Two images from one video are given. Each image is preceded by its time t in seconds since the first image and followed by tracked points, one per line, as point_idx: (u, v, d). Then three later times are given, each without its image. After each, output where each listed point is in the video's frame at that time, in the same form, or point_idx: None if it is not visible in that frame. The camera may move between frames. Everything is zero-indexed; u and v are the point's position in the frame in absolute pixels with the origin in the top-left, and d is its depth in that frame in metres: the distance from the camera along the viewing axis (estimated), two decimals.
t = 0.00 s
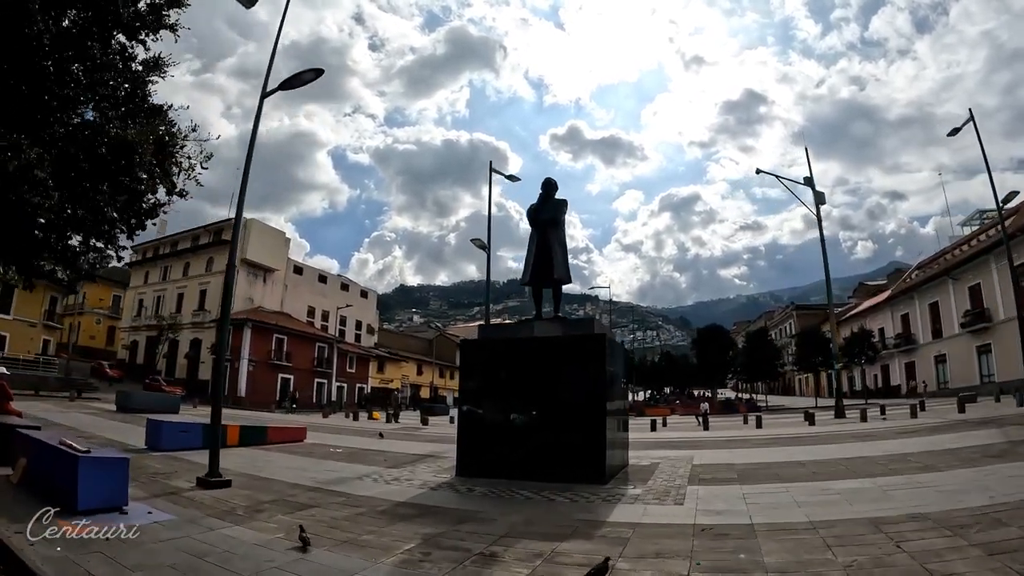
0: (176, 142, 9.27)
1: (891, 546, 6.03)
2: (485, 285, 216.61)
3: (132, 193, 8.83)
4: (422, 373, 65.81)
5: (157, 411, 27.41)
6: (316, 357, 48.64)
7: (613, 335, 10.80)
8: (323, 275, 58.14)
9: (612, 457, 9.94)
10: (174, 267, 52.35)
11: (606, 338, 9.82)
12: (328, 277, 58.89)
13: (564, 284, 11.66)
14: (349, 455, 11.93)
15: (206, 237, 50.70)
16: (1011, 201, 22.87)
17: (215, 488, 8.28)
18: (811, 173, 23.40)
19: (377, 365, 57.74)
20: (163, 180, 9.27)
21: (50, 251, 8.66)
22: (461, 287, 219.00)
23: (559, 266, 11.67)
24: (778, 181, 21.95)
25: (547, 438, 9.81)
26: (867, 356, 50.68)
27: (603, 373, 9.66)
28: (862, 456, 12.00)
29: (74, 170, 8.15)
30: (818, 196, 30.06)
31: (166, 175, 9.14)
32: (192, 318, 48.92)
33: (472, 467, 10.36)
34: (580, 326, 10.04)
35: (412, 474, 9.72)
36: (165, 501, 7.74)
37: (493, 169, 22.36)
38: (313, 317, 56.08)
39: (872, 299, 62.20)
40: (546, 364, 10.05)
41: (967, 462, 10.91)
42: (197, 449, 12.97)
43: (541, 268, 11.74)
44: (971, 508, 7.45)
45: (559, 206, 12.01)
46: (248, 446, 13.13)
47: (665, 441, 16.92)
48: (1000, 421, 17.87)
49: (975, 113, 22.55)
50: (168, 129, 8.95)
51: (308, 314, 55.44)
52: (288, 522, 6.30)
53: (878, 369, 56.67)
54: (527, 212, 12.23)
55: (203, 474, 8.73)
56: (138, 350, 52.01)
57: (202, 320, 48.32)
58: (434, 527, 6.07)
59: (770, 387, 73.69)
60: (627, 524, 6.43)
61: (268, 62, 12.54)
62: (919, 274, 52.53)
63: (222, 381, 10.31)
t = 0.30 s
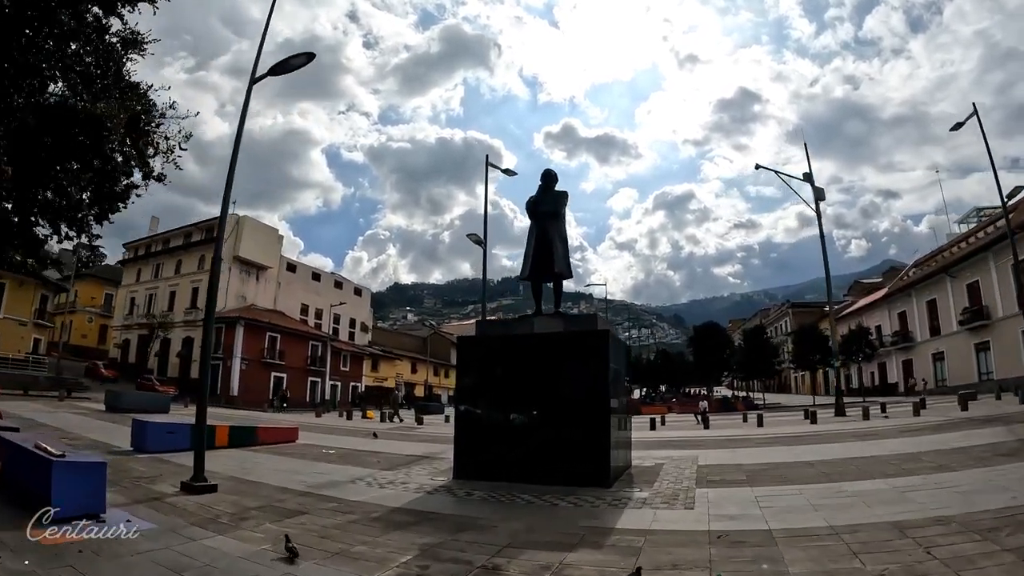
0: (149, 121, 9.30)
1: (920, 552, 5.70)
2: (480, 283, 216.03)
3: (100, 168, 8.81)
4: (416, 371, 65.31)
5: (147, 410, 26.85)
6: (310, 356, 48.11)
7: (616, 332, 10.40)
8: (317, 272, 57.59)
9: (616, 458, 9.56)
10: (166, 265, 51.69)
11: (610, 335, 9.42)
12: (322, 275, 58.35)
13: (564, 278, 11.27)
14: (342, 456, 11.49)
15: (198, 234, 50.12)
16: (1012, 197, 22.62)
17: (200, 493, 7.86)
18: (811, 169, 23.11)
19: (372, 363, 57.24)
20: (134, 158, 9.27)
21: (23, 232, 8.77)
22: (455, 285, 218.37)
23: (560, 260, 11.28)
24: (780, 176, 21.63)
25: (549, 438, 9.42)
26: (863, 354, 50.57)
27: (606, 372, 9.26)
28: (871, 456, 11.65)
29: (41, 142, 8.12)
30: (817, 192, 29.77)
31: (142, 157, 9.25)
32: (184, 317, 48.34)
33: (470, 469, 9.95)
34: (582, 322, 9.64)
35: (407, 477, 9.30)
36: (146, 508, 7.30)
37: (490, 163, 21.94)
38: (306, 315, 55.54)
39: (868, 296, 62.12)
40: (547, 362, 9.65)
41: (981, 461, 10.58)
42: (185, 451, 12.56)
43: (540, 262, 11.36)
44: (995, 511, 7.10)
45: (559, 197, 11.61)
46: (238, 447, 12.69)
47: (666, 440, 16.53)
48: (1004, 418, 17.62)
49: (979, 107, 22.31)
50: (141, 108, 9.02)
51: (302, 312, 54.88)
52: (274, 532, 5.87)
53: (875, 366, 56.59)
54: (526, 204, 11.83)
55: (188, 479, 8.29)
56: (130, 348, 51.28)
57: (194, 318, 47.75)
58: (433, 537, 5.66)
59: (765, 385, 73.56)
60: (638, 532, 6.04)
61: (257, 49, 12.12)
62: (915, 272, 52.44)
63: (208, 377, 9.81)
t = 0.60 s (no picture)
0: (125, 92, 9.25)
1: (962, 555, 5.28)
2: (478, 282, 215.47)
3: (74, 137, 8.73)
4: (414, 369, 64.78)
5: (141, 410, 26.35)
6: (306, 354, 47.54)
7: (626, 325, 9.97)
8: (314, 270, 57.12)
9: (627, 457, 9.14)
10: (162, 263, 51.14)
11: (621, 329, 9.00)
12: (319, 272, 57.84)
13: (571, 270, 10.87)
14: (339, 457, 11.01)
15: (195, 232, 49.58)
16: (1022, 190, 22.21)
17: (189, 496, 7.42)
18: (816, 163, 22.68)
19: (369, 361, 56.72)
20: (113, 131, 9.22)
21: None
22: (453, 284, 218.09)
23: (566, 252, 10.88)
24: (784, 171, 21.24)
25: (557, 437, 8.99)
26: (865, 351, 50.16)
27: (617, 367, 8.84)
28: (889, 454, 11.19)
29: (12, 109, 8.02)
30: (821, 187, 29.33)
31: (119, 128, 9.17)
32: (180, 315, 47.67)
33: (474, 469, 9.52)
34: (591, 316, 9.22)
35: (407, 478, 8.85)
36: (130, 513, 6.85)
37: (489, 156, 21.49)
38: (303, 313, 55.01)
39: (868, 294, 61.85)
40: (555, 357, 9.23)
41: (1006, 459, 10.12)
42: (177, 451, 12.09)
43: (545, 254, 10.97)
44: None
45: (565, 187, 11.21)
46: (231, 446, 12.23)
47: (673, 440, 16.10)
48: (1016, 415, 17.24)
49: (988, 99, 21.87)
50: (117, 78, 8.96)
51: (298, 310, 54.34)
52: (264, 539, 5.43)
53: (876, 364, 56.23)
54: (531, 194, 11.42)
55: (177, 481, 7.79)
56: (126, 347, 50.70)
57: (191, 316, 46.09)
58: (437, 545, 5.22)
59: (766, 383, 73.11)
60: (657, 537, 5.62)
61: (250, 34, 11.72)
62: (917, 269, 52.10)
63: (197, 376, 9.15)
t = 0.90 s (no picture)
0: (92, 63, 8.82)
1: (996, 560, 4.94)
2: (471, 280, 214.84)
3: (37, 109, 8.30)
4: (406, 367, 64.31)
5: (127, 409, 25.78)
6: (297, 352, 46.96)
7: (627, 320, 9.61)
8: (305, 268, 56.51)
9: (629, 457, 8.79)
10: (152, 260, 50.36)
11: (624, 322, 8.65)
12: (310, 270, 57.24)
13: (570, 263, 10.50)
14: (329, 458, 10.59)
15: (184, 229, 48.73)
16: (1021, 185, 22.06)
17: (168, 502, 6.98)
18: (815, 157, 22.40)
19: (361, 359, 56.21)
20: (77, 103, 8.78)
21: None
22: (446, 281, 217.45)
23: (565, 244, 10.50)
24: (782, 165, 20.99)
25: (557, 436, 8.60)
26: (859, 349, 50.11)
27: (620, 363, 8.45)
28: (895, 452, 10.90)
29: None
30: (818, 182, 29.08)
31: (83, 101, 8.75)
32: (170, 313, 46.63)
33: (470, 471, 9.14)
34: (593, 309, 8.86)
35: (400, 481, 8.44)
36: (104, 521, 6.42)
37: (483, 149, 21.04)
38: (294, 311, 54.40)
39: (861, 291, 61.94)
40: (555, 352, 8.86)
41: (1018, 456, 9.85)
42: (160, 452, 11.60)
43: (544, 247, 10.59)
44: None
45: (564, 178, 10.82)
46: (217, 447, 11.79)
47: (671, 438, 15.76)
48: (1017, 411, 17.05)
49: (987, 93, 21.68)
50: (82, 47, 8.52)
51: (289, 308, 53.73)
52: (245, 551, 5.01)
53: (870, 361, 56.26)
54: (528, 184, 11.02)
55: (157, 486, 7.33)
56: (115, 346, 49.92)
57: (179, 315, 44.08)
58: (434, 556, 4.82)
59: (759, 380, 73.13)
60: (670, 545, 5.25)
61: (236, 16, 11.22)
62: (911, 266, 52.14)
63: (177, 373, 8.64)
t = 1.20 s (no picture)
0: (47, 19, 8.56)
1: None
2: (461, 277, 213.97)
3: None
4: (396, 365, 63.76)
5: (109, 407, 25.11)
6: (286, 349, 46.30)
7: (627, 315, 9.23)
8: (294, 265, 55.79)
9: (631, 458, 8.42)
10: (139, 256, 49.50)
11: (626, 317, 8.26)
12: (300, 267, 56.52)
13: (567, 255, 10.10)
14: (314, 459, 10.12)
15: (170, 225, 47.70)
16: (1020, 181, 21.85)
17: (144, 507, 6.54)
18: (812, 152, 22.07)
19: (350, 357, 55.62)
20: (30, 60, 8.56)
21: None
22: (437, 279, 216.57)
23: (562, 235, 10.12)
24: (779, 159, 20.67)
25: (555, 437, 8.21)
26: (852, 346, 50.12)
27: (622, 360, 8.06)
28: (901, 451, 10.58)
29: None
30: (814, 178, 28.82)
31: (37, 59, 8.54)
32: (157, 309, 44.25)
33: (463, 473, 8.74)
34: (592, 302, 8.47)
35: (390, 483, 8.02)
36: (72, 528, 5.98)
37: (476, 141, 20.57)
38: (283, 308, 53.72)
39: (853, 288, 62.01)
40: (553, 348, 8.46)
41: None
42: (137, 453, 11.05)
43: (539, 238, 10.20)
44: None
45: (560, 166, 10.41)
46: (200, 448, 11.32)
47: (667, 437, 15.37)
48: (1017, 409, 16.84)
49: (987, 89, 21.46)
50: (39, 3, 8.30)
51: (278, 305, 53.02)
52: (218, 564, 4.57)
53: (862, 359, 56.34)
54: (524, 173, 10.61)
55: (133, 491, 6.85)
56: (102, 344, 49.06)
57: (167, 312, 43.24)
58: (428, 570, 4.42)
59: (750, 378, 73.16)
60: (683, 555, 4.88)
61: None
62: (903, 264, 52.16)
63: (152, 368, 8.19)
